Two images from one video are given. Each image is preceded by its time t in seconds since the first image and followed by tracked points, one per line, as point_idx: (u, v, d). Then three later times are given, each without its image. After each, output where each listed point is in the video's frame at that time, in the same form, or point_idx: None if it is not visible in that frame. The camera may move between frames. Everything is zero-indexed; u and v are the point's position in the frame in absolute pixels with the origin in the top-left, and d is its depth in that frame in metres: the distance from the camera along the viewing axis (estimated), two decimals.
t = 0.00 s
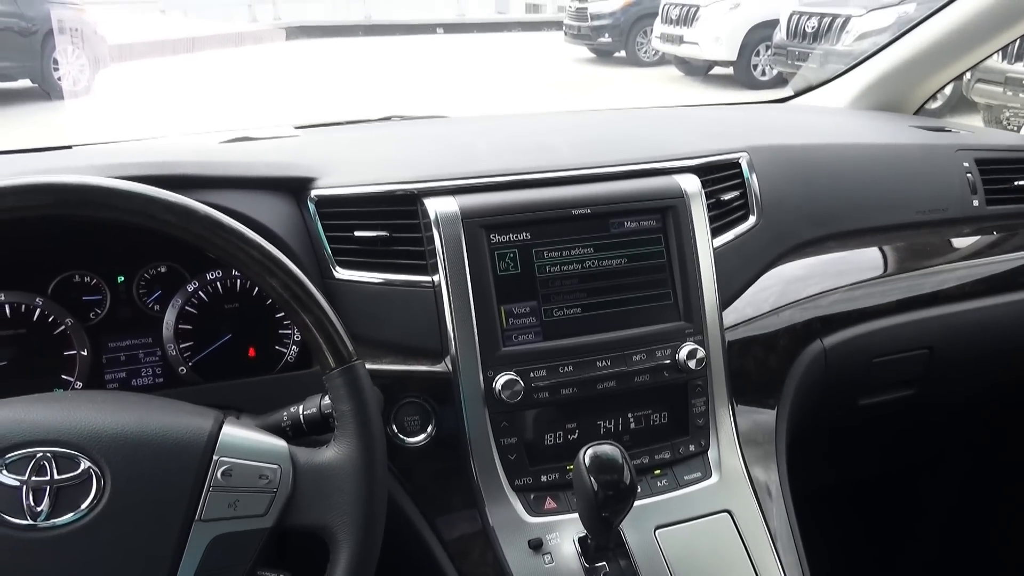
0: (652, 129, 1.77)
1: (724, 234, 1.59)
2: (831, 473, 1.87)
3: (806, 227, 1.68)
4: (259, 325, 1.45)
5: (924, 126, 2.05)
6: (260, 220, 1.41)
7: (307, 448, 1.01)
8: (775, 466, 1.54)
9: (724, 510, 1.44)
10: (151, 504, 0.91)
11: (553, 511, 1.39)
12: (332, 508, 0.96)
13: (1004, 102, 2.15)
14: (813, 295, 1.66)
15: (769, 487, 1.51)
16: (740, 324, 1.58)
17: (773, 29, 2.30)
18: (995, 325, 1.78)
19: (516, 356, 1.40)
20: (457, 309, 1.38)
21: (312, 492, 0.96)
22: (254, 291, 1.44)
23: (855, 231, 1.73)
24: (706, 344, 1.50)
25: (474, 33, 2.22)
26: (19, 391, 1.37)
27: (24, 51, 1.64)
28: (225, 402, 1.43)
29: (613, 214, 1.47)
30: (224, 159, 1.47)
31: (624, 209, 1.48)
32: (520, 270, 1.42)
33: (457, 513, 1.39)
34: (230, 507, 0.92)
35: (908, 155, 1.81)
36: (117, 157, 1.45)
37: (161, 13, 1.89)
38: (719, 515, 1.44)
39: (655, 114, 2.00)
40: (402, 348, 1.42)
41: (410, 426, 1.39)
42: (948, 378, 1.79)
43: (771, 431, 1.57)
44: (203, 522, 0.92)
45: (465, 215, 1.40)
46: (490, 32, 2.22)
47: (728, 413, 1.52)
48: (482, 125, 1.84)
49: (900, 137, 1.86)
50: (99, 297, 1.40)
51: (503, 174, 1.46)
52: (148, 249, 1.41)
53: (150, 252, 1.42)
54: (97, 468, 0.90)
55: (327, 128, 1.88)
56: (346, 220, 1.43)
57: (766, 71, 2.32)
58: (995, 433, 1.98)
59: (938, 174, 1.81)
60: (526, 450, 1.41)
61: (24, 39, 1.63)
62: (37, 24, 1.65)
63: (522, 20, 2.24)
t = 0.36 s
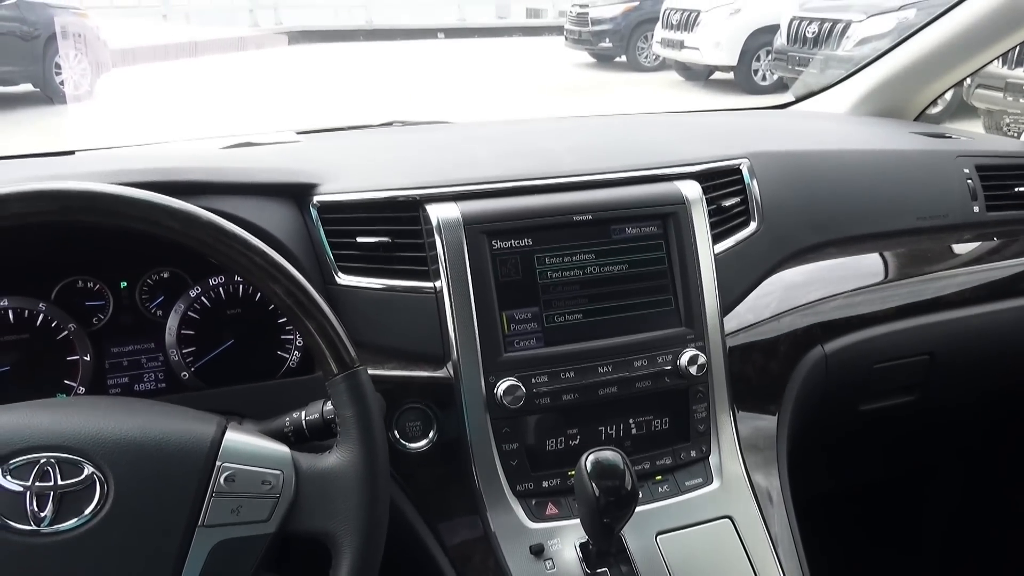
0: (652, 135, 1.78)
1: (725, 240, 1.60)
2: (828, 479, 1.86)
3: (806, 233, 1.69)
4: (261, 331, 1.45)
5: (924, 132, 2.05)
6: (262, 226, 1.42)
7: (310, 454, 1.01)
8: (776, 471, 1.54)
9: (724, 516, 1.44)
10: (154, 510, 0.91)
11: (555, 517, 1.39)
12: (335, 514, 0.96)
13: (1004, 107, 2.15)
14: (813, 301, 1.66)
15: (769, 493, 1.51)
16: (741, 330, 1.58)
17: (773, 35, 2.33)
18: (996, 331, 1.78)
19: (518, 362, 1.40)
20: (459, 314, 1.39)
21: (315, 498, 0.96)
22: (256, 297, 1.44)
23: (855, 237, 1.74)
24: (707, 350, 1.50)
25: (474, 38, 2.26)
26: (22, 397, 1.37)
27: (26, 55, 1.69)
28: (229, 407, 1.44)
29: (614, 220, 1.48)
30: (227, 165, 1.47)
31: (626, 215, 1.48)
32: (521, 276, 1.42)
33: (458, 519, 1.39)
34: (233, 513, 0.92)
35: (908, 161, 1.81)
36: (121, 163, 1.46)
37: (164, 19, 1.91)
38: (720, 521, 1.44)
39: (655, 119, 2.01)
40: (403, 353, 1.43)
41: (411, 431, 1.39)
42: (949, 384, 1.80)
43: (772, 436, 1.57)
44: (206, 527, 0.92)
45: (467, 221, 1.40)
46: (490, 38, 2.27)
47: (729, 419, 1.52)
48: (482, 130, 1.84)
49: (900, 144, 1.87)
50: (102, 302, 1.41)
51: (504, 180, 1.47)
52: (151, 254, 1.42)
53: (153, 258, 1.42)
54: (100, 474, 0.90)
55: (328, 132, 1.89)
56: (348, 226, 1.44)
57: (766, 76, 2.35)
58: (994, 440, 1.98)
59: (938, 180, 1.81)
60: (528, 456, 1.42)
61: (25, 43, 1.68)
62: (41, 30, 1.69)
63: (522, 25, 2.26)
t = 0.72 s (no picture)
0: (655, 141, 1.79)
1: (727, 247, 1.60)
2: (830, 485, 1.86)
3: (810, 240, 1.69)
4: (266, 335, 1.46)
5: (926, 139, 2.06)
6: (267, 231, 1.42)
7: (315, 459, 1.02)
8: (778, 477, 1.54)
9: (727, 521, 1.45)
10: (161, 513, 0.91)
11: (558, 522, 1.39)
12: (341, 517, 0.97)
13: (1007, 113, 2.12)
14: (816, 307, 1.67)
15: (772, 498, 1.51)
16: (743, 336, 1.59)
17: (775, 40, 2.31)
18: (998, 338, 1.79)
19: (522, 367, 1.40)
20: (464, 319, 1.39)
21: (321, 502, 0.97)
22: (261, 302, 1.45)
23: (858, 243, 1.74)
24: (710, 355, 1.51)
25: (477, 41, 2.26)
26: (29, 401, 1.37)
27: (30, 57, 1.73)
28: (234, 411, 1.44)
29: (618, 226, 1.48)
30: (233, 170, 1.48)
31: (629, 221, 1.49)
32: (526, 281, 1.43)
33: (462, 523, 1.40)
34: (240, 517, 0.93)
35: (911, 168, 1.82)
36: (128, 168, 1.47)
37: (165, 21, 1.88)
38: (723, 526, 1.44)
39: (656, 125, 2.01)
40: (408, 358, 1.44)
41: (416, 436, 1.40)
42: (951, 390, 1.80)
43: (774, 442, 1.58)
44: (213, 532, 0.92)
45: (472, 226, 1.41)
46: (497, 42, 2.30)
47: (732, 425, 1.52)
48: (485, 136, 1.85)
49: (903, 150, 1.87)
50: (108, 307, 1.42)
51: (508, 186, 1.48)
52: (157, 259, 1.43)
53: (159, 262, 1.43)
54: (108, 478, 0.91)
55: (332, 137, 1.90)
56: (353, 231, 1.44)
57: (767, 81, 2.33)
58: (995, 450, 1.98)
59: (940, 187, 1.82)
60: (531, 461, 1.42)
61: (30, 46, 1.72)
62: (45, 33, 1.74)
63: (526, 30, 2.32)
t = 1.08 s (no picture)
0: (672, 146, 1.79)
1: (745, 251, 1.60)
2: (845, 489, 1.86)
3: (828, 244, 1.69)
4: (287, 338, 1.48)
5: (944, 143, 2.05)
6: (289, 234, 1.44)
7: (342, 459, 1.03)
8: (798, 482, 1.54)
9: (747, 525, 1.45)
10: (191, 511, 0.92)
11: (579, 524, 1.40)
12: (367, 517, 0.97)
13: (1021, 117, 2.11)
14: (836, 311, 1.67)
15: (790, 502, 1.52)
16: (763, 339, 1.59)
17: (786, 44, 2.38)
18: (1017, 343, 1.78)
19: (542, 370, 1.41)
20: (485, 323, 1.40)
21: (347, 502, 0.98)
22: (283, 305, 1.46)
23: (876, 248, 1.74)
24: (729, 358, 1.51)
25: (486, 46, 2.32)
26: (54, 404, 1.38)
27: (46, 63, 1.78)
28: (257, 412, 1.45)
29: (638, 230, 1.49)
30: (254, 173, 1.49)
31: (649, 225, 1.49)
32: (547, 284, 1.44)
33: (483, 525, 1.41)
34: (268, 516, 0.94)
35: (929, 172, 1.81)
36: (151, 172, 1.48)
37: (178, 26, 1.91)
38: (743, 530, 1.44)
39: (672, 129, 2.02)
40: (429, 361, 1.44)
41: (437, 438, 1.41)
42: (971, 396, 1.80)
43: (794, 446, 1.58)
44: (241, 531, 0.93)
45: (492, 230, 1.41)
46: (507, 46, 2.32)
47: (751, 429, 1.52)
48: (502, 140, 1.86)
49: (921, 154, 1.87)
50: (132, 309, 1.43)
51: (527, 190, 1.48)
52: (180, 261, 1.44)
53: (183, 265, 1.45)
54: (139, 477, 0.92)
55: (349, 141, 1.90)
56: (375, 235, 1.45)
57: (778, 85, 2.38)
58: (1012, 458, 1.97)
59: (959, 192, 1.81)
60: (552, 464, 1.43)
61: (45, 51, 1.77)
62: (59, 39, 1.78)
63: (536, 34, 2.31)
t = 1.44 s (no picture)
0: (734, 145, 1.78)
1: (810, 252, 1.59)
2: (909, 490, 1.83)
3: (896, 246, 1.67)
4: (356, 335, 1.51)
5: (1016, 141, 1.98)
6: (359, 235, 1.47)
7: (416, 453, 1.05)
8: (865, 486, 1.52)
9: (814, 528, 1.44)
10: (275, 500, 0.96)
11: (642, 523, 1.40)
12: (442, 510, 1.00)
13: None
14: (904, 313, 1.63)
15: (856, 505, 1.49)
16: (830, 342, 1.57)
17: (842, 43, 2.34)
18: None
19: (606, 369, 1.42)
20: (550, 322, 1.41)
21: (423, 494, 1.00)
22: (352, 303, 1.50)
23: (945, 250, 1.71)
24: (795, 360, 1.50)
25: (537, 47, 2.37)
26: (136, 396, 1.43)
27: (110, 68, 1.98)
28: (328, 406, 1.49)
29: (703, 231, 1.49)
30: (323, 174, 1.53)
31: (713, 225, 1.49)
32: (611, 284, 1.45)
33: (546, 521, 1.42)
34: (347, 506, 0.97)
35: (998, 172, 1.78)
36: (224, 174, 1.53)
37: (234, 32, 2.11)
38: (809, 533, 1.43)
39: (730, 129, 2.00)
40: (496, 360, 1.45)
41: (502, 434, 1.42)
42: None
43: (861, 450, 1.56)
44: (321, 520, 0.97)
45: (557, 231, 1.43)
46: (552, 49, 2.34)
47: (817, 432, 1.52)
48: (559, 141, 1.88)
49: (991, 154, 1.83)
50: (209, 305, 1.48)
51: (590, 191, 1.49)
52: (255, 259, 1.49)
53: (257, 263, 1.50)
54: (226, 466, 0.95)
55: (408, 143, 1.92)
56: (442, 234, 1.47)
57: (833, 84, 2.32)
58: None
59: None
60: (615, 463, 1.44)
61: (108, 57, 1.99)
62: (119, 46, 1.98)
63: (583, 36, 2.48)
